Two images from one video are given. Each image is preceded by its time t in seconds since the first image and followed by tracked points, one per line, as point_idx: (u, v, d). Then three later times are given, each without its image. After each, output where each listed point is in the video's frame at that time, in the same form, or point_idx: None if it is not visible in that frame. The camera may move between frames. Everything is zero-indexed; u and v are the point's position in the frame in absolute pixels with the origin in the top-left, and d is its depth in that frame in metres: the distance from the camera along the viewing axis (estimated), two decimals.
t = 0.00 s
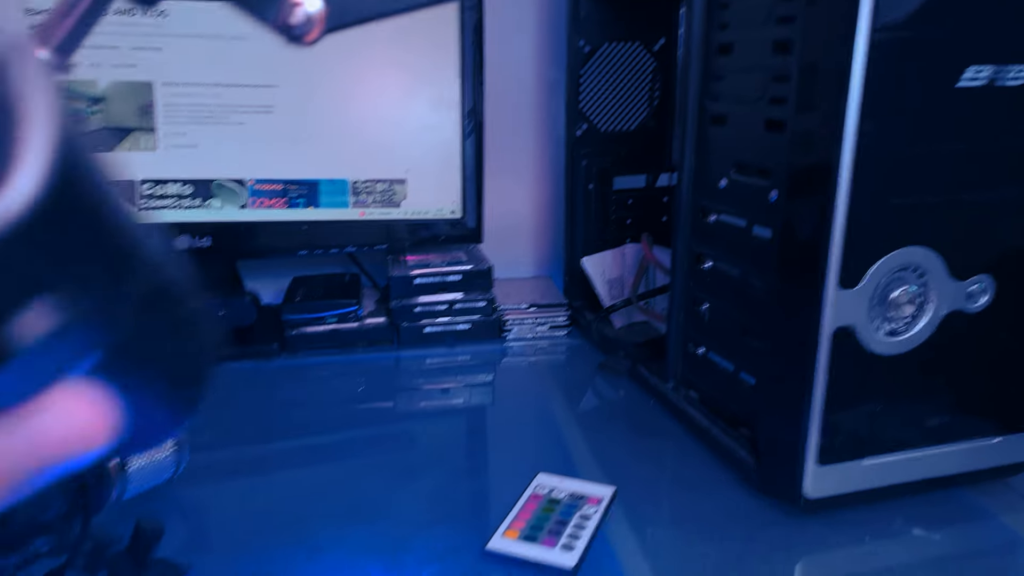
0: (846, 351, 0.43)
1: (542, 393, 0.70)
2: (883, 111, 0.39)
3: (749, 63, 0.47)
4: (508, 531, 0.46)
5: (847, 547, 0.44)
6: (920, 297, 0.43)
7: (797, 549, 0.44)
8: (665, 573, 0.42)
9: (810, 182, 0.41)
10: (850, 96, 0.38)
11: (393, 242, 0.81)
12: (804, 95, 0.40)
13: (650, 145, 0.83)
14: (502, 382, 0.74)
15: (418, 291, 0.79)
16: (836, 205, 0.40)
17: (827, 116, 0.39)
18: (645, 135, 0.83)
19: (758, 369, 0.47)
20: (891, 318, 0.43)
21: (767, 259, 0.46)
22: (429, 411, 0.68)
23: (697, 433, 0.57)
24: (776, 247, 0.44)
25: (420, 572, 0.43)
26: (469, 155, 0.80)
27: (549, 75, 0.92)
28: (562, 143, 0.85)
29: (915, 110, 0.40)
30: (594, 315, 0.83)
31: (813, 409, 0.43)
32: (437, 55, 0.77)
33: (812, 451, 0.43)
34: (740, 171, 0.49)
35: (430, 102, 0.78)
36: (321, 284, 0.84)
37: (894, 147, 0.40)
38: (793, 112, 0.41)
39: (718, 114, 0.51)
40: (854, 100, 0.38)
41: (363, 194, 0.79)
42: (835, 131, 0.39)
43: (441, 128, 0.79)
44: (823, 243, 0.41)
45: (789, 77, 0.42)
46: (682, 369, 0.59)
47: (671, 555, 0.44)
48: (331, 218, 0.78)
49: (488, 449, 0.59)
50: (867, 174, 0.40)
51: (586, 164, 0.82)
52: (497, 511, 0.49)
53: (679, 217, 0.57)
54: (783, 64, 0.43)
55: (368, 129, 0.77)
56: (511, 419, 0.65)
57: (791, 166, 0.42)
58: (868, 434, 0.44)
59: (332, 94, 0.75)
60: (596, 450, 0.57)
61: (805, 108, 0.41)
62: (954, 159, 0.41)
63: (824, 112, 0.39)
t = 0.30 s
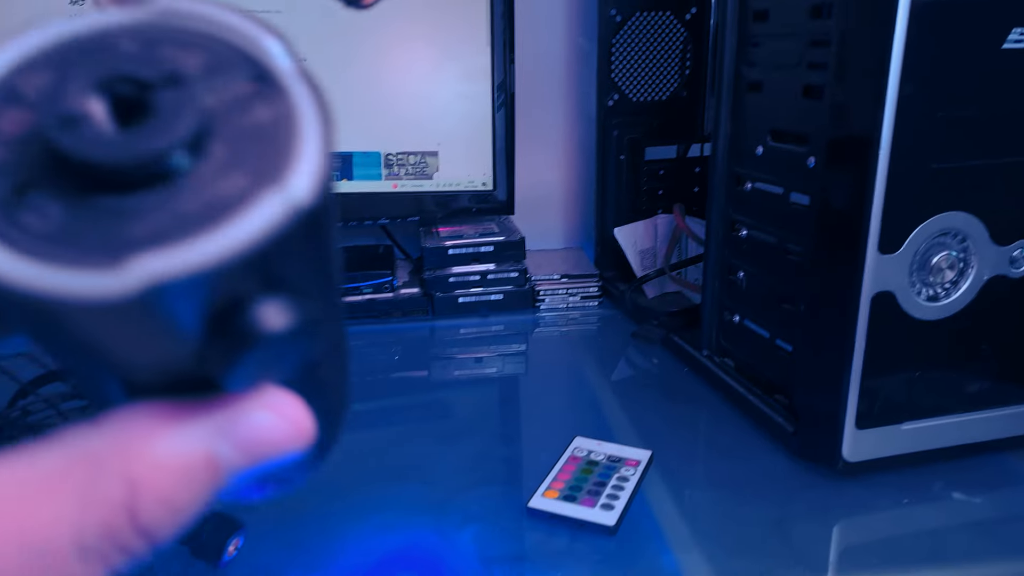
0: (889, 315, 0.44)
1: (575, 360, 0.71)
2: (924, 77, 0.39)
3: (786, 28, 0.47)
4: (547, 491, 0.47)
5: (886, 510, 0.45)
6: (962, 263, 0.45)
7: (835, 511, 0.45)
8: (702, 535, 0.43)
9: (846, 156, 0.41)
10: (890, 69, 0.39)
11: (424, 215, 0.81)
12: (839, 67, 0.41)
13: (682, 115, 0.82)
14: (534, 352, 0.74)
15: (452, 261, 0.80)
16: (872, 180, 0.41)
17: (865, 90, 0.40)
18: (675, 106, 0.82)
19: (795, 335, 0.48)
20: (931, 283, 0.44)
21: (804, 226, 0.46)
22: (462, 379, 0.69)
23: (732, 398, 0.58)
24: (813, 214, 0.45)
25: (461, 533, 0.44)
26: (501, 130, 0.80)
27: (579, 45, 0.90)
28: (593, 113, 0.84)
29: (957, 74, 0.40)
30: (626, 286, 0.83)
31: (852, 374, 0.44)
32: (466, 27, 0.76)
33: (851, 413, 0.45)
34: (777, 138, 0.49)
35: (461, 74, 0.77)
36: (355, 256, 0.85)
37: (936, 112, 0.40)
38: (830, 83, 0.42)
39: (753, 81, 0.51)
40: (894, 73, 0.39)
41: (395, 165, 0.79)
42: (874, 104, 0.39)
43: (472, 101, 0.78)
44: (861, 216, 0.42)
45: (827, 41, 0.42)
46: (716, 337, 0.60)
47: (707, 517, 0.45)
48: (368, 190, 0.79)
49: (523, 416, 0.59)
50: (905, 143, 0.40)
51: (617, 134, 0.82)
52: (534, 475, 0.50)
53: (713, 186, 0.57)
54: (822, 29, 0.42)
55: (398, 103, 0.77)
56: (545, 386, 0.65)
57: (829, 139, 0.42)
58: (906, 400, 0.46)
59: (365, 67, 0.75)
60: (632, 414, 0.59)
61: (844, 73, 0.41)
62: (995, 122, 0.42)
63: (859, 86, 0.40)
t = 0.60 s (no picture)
0: (914, 299, 0.44)
1: (595, 347, 0.71)
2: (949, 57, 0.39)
3: (809, 10, 0.46)
4: (569, 474, 0.47)
5: (909, 495, 0.45)
6: (986, 246, 0.45)
7: (857, 495, 0.45)
8: (723, 518, 0.43)
9: (869, 141, 0.41)
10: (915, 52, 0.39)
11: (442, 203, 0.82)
12: (861, 52, 0.41)
13: (700, 102, 0.82)
14: (553, 338, 0.74)
15: (471, 249, 0.79)
16: (895, 164, 0.41)
17: (888, 75, 0.40)
18: (694, 92, 0.81)
19: (818, 319, 0.48)
20: (957, 266, 0.44)
21: (827, 209, 0.46)
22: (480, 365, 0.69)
23: (753, 383, 0.58)
24: (836, 197, 0.45)
25: (482, 515, 0.45)
26: (518, 119, 0.80)
27: (596, 32, 0.90)
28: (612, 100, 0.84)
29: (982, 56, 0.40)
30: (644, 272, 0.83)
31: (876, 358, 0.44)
32: (484, 14, 0.76)
33: (875, 396, 0.45)
34: (799, 122, 0.49)
35: (478, 61, 0.77)
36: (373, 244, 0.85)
37: (962, 93, 0.40)
38: (853, 66, 0.41)
39: (775, 64, 0.51)
40: (918, 53, 0.39)
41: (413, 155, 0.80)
42: (898, 86, 0.39)
43: (490, 88, 0.78)
44: (884, 200, 0.41)
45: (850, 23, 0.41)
46: (737, 323, 0.60)
47: (728, 501, 0.45)
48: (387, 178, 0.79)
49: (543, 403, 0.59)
50: (930, 125, 0.40)
51: (636, 121, 0.81)
52: (554, 459, 0.50)
53: (735, 170, 0.56)
54: (845, 11, 0.42)
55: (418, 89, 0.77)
56: (565, 372, 0.66)
57: (852, 124, 0.42)
58: (929, 383, 0.46)
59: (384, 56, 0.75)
60: (653, 400, 0.59)
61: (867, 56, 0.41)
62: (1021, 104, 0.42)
63: (882, 71, 0.40)
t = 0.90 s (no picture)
0: (923, 298, 0.42)
1: (598, 346, 0.69)
2: (959, 45, 0.38)
3: None
4: (571, 479, 0.46)
5: (923, 497, 0.43)
6: (997, 241, 0.43)
7: (868, 499, 0.43)
8: (730, 524, 0.42)
9: (879, 134, 0.40)
10: (921, 39, 0.37)
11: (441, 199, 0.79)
12: (872, 43, 0.40)
13: (709, 92, 0.80)
14: (555, 337, 0.72)
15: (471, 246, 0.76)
16: (904, 158, 0.39)
17: (897, 64, 0.38)
18: (704, 82, 0.79)
19: (829, 316, 0.47)
20: (967, 262, 0.43)
21: (836, 203, 0.45)
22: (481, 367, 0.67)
23: (760, 383, 0.56)
24: (846, 191, 0.43)
25: (481, 521, 0.43)
26: (519, 110, 0.78)
27: (598, 24, 0.88)
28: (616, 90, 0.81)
29: (994, 43, 0.39)
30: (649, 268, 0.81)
31: (888, 357, 0.43)
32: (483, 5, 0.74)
33: (887, 396, 0.43)
34: (807, 113, 0.47)
35: (478, 47, 0.75)
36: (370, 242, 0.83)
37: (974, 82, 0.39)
38: (864, 57, 0.40)
39: (782, 54, 0.49)
40: (926, 42, 0.37)
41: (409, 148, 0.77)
42: (906, 76, 0.38)
43: (489, 80, 0.76)
44: (893, 195, 0.40)
45: (861, 12, 0.40)
46: (745, 321, 0.59)
47: (735, 505, 0.43)
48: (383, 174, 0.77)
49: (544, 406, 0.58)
50: (939, 117, 0.39)
51: (641, 111, 0.79)
52: (555, 463, 0.49)
53: (743, 163, 0.55)
54: None
55: (417, 80, 0.74)
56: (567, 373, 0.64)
57: (862, 116, 0.41)
58: (942, 383, 0.45)
59: (380, 48, 0.73)
60: (657, 402, 0.57)
61: (878, 47, 0.39)
62: None
63: (892, 61, 0.39)
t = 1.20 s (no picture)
0: (913, 292, 0.43)
1: (594, 344, 0.69)
2: (946, 45, 0.38)
3: None
4: (563, 475, 0.46)
5: (914, 494, 0.43)
6: (987, 240, 0.44)
7: (860, 496, 0.44)
8: (721, 520, 0.42)
9: (869, 134, 0.40)
10: (908, 41, 0.38)
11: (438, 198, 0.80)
12: (863, 43, 0.40)
13: (706, 93, 0.81)
14: (552, 335, 0.72)
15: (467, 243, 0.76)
16: (895, 157, 0.39)
17: (884, 65, 0.39)
18: (700, 84, 0.80)
19: (822, 314, 0.47)
20: (956, 260, 0.43)
21: (830, 202, 0.45)
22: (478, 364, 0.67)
23: (754, 381, 0.57)
24: (839, 190, 0.44)
25: (473, 518, 0.44)
26: (516, 108, 0.78)
27: (596, 27, 0.88)
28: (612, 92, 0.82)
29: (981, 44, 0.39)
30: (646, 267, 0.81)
31: (879, 355, 0.43)
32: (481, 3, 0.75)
33: (878, 394, 0.44)
34: (799, 113, 0.48)
35: (476, 48, 0.75)
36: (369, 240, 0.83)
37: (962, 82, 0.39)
38: (854, 58, 0.41)
39: (776, 55, 0.50)
40: (913, 43, 0.37)
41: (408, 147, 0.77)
42: (893, 76, 0.38)
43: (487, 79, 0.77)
44: (884, 194, 0.40)
45: (850, 13, 0.41)
46: (740, 319, 0.59)
47: (726, 503, 0.44)
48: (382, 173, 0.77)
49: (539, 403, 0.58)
50: (927, 115, 0.39)
51: (637, 112, 0.80)
52: (549, 460, 0.49)
53: (738, 164, 0.55)
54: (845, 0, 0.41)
55: (416, 79, 0.75)
56: (563, 370, 0.64)
57: (855, 115, 0.41)
58: (933, 381, 0.45)
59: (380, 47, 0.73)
60: (651, 400, 0.57)
61: (867, 48, 0.40)
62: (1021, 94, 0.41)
63: (880, 62, 0.39)
